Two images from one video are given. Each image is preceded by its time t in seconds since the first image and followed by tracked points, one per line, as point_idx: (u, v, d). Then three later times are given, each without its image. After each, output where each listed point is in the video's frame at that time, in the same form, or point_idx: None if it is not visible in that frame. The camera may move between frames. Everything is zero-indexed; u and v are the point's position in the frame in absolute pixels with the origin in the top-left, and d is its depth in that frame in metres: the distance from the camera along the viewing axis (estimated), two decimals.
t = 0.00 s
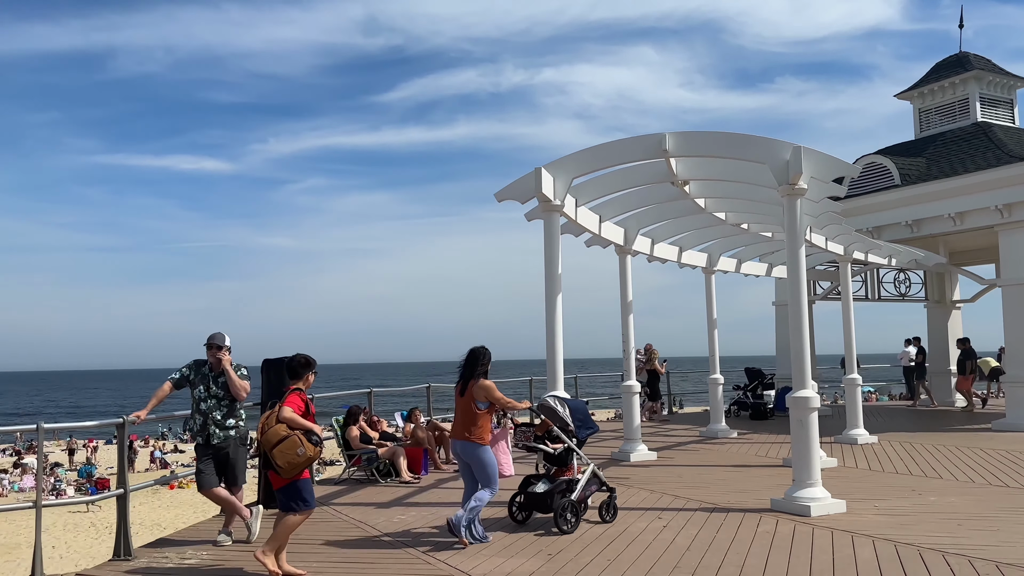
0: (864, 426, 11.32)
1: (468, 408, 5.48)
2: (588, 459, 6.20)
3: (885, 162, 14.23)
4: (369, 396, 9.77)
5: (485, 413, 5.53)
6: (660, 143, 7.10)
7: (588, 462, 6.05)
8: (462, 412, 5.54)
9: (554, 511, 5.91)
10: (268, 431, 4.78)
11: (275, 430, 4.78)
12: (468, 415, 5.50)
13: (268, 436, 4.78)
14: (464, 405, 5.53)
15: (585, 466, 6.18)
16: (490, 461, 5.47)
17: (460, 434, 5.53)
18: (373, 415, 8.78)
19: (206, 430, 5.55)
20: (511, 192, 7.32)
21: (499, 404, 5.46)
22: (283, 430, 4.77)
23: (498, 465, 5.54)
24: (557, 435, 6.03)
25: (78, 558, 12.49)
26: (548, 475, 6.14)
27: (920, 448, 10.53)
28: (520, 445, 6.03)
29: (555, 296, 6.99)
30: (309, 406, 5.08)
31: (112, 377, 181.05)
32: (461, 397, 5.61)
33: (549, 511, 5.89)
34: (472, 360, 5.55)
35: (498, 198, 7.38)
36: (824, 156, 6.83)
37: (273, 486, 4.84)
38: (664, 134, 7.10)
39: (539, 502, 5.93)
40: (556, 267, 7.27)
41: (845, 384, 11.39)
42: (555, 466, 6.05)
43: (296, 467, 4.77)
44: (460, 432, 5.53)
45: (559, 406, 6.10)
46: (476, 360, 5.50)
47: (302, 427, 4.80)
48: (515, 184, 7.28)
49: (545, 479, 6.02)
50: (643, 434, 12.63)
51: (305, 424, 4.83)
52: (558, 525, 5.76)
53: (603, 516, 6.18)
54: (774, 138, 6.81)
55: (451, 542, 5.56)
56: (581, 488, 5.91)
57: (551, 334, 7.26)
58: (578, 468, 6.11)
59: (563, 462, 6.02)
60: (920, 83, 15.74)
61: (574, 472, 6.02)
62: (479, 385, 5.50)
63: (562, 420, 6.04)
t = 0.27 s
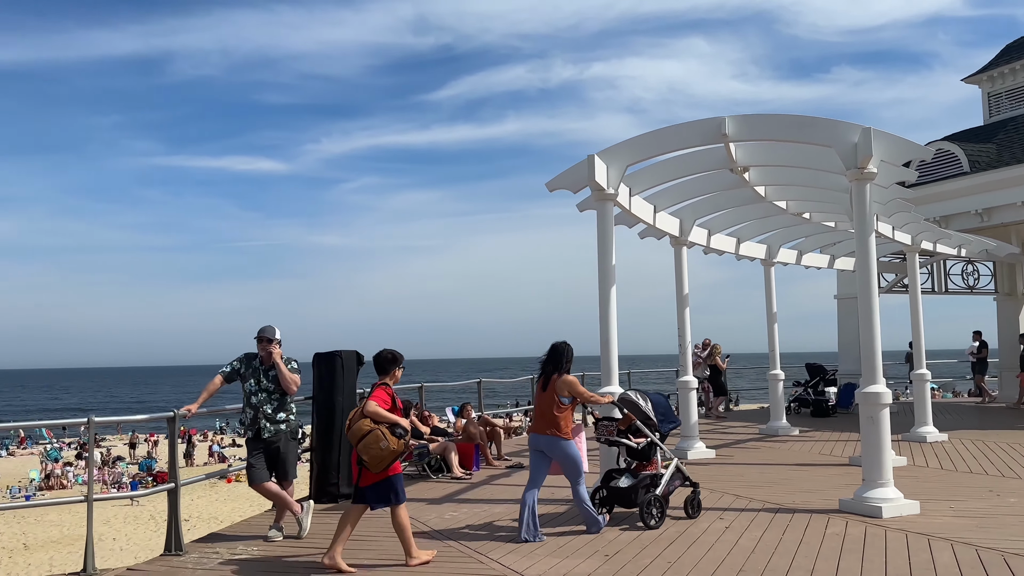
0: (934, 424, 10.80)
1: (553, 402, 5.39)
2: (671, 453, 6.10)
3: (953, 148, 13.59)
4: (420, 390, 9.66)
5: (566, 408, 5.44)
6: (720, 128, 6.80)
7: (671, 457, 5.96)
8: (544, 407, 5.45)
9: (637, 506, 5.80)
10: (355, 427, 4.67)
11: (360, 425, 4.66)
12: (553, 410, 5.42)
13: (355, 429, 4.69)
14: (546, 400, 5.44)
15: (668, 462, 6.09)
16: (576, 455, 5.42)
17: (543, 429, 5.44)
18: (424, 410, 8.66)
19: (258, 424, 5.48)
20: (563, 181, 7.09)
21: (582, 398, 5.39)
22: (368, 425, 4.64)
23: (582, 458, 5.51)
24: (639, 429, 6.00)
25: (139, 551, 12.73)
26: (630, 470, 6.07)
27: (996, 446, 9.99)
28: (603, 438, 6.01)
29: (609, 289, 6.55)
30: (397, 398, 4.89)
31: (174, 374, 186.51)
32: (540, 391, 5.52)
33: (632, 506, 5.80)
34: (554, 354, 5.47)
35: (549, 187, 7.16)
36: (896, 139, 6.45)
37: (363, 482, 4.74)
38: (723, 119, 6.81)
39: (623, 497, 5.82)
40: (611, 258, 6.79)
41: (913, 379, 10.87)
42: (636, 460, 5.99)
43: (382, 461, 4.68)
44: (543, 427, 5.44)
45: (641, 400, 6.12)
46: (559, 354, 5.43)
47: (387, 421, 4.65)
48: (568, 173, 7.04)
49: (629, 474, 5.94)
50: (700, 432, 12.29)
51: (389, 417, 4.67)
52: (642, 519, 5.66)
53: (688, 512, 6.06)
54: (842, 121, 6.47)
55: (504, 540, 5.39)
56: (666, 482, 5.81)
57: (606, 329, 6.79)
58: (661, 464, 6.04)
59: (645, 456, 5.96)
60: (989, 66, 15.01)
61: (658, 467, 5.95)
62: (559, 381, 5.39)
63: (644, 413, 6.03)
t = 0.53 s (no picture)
0: (1011, 425, 10.23)
1: (643, 398, 5.19)
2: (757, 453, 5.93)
3: None
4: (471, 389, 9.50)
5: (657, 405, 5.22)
6: (784, 115, 6.48)
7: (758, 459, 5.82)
8: (633, 403, 5.25)
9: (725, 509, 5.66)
10: (453, 423, 4.54)
11: (458, 421, 4.53)
12: (642, 406, 5.21)
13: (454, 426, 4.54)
14: (636, 396, 5.25)
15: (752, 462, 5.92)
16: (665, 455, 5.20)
17: (632, 425, 5.24)
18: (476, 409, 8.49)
19: (307, 423, 5.39)
20: (617, 173, 6.84)
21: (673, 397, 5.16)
22: (467, 421, 4.50)
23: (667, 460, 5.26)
24: (725, 429, 5.80)
25: (198, 547, 12.94)
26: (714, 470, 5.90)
27: None
28: (689, 439, 5.83)
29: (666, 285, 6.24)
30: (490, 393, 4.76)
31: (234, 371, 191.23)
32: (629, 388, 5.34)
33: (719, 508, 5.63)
34: (642, 350, 5.33)
35: (602, 179, 6.94)
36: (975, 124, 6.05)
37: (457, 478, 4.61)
38: (787, 105, 6.50)
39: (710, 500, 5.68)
40: (668, 252, 6.43)
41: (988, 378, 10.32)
42: (722, 461, 5.82)
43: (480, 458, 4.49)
44: (632, 423, 5.24)
45: (726, 399, 5.90)
46: (648, 349, 5.30)
47: (485, 417, 4.52)
48: (623, 165, 6.79)
49: (714, 476, 5.76)
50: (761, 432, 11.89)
51: (487, 413, 4.54)
52: (733, 522, 5.50)
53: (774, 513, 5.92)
54: (915, 106, 6.09)
55: (558, 546, 5.18)
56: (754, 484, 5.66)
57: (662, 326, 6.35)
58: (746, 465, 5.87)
59: (732, 458, 5.78)
60: None
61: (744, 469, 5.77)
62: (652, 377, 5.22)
63: (730, 413, 5.84)
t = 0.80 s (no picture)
0: None
1: (751, 404, 4.94)
2: (864, 458, 5.60)
3: None
4: (534, 390, 9.30)
5: (766, 411, 4.96)
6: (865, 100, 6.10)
7: (866, 464, 5.52)
8: (741, 407, 5.01)
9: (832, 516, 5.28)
10: (564, 424, 4.33)
11: (571, 423, 4.31)
12: (750, 411, 4.96)
13: (564, 428, 4.33)
14: (744, 400, 5.00)
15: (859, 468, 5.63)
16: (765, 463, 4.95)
17: (737, 430, 5.02)
18: (540, 412, 8.26)
19: (368, 426, 5.29)
20: (686, 167, 6.55)
21: (783, 403, 4.90)
22: (581, 424, 4.29)
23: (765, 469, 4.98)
24: (832, 434, 5.57)
25: (265, 545, 13.10)
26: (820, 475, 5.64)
27: None
28: (797, 443, 5.65)
29: (740, 282, 5.95)
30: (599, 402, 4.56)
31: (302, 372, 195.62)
32: (736, 390, 5.07)
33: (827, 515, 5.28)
34: (753, 353, 4.98)
35: (669, 173, 6.65)
36: None
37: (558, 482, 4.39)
38: (869, 91, 6.13)
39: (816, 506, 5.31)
40: (740, 248, 6.12)
41: None
42: (827, 466, 5.49)
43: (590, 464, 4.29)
44: (738, 428, 5.01)
45: (833, 401, 5.62)
46: (759, 354, 4.94)
47: (599, 424, 4.31)
48: (692, 158, 6.50)
49: (820, 480, 5.42)
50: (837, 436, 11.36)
51: (601, 420, 4.33)
52: (843, 529, 5.25)
53: (881, 519, 5.69)
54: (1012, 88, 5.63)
55: (627, 557, 4.93)
56: (864, 490, 5.38)
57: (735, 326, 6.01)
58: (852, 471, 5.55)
59: (839, 463, 5.46)
60: None
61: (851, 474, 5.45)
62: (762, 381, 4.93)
63: (838, 415, 5.55)
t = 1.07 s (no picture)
0: None
1: (861, 401, 4.73)
2: (971, 458, 5.37)
3: None
4: (592, 388, 9.07)
5: (875, 407, 4.76)
6: (947, 81, 5.72)
7: (974, 465, 5.22)
8: (849, 405, 4.80)
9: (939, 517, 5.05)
10: (664, 418, 4.12)
11: (671, 416, 4.11)
12: (859, 409, 4.75)
13: (663, 423, 4.13)
14: (852, 397, 4.78)
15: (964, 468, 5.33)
16: (881, 463, 4.75)
17: (846, 429, 4.81)
18: (598, 411, 8.03)
19: (425, 423, 5.16)
20: (754, 155, 6.26)
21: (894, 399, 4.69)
22: (681, 416, 4.09)
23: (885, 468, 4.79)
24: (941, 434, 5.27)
25: (323, 541, 13.19)
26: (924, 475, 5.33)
27: None
28: (903, 442, 5.33)
29: (812, 275, 5.64)
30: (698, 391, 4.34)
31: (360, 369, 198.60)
32: (841, 387, 4.86)
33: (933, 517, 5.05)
34: (860, 349, 4.78)
35: (735, 162, 6.37)
36: None
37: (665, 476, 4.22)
38: (951, 70, 5.73)
39: (921, 507, 5.08)
40: (813, 239, 5.81)
41: None
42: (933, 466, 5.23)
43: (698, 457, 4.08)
44: (847, 427, 4.80)
45: (940, 402, 5.27)
46: (867, 348, 4.74)
47: (700, 414, 4.09)
48: (760, 145, 6.20)
49: (926, 480, 5.15)
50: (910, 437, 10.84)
51: (701, 409, 4.11)
52: (952, 531, 4.92)
53: (985, 521, 5.41)
54: None
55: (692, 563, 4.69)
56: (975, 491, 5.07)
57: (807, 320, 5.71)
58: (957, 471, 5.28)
59: (946, 463, 5.23)
60: None
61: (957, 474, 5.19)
62: (870, 377, 4.70)
63: (948, 417, 5.20)
